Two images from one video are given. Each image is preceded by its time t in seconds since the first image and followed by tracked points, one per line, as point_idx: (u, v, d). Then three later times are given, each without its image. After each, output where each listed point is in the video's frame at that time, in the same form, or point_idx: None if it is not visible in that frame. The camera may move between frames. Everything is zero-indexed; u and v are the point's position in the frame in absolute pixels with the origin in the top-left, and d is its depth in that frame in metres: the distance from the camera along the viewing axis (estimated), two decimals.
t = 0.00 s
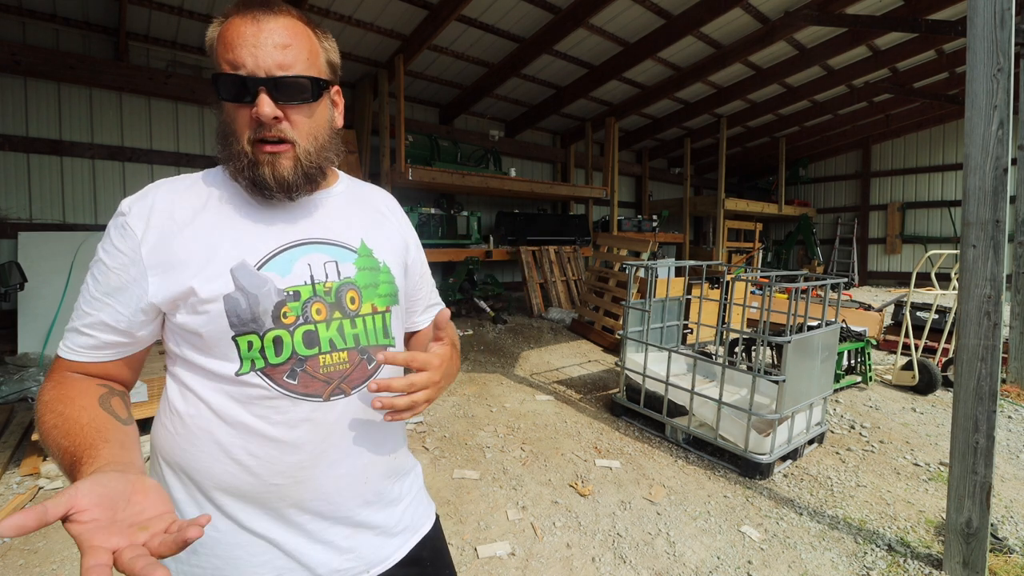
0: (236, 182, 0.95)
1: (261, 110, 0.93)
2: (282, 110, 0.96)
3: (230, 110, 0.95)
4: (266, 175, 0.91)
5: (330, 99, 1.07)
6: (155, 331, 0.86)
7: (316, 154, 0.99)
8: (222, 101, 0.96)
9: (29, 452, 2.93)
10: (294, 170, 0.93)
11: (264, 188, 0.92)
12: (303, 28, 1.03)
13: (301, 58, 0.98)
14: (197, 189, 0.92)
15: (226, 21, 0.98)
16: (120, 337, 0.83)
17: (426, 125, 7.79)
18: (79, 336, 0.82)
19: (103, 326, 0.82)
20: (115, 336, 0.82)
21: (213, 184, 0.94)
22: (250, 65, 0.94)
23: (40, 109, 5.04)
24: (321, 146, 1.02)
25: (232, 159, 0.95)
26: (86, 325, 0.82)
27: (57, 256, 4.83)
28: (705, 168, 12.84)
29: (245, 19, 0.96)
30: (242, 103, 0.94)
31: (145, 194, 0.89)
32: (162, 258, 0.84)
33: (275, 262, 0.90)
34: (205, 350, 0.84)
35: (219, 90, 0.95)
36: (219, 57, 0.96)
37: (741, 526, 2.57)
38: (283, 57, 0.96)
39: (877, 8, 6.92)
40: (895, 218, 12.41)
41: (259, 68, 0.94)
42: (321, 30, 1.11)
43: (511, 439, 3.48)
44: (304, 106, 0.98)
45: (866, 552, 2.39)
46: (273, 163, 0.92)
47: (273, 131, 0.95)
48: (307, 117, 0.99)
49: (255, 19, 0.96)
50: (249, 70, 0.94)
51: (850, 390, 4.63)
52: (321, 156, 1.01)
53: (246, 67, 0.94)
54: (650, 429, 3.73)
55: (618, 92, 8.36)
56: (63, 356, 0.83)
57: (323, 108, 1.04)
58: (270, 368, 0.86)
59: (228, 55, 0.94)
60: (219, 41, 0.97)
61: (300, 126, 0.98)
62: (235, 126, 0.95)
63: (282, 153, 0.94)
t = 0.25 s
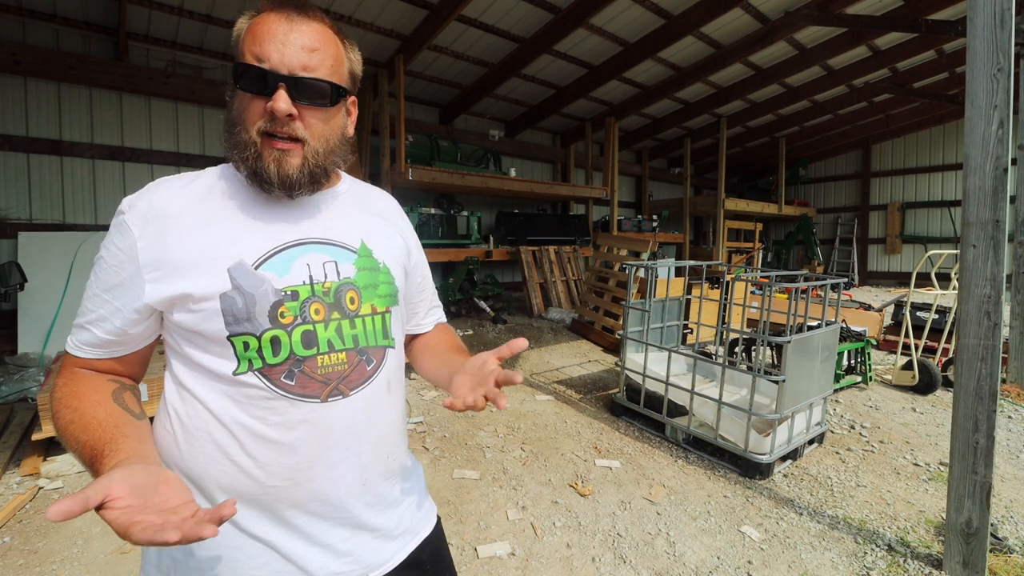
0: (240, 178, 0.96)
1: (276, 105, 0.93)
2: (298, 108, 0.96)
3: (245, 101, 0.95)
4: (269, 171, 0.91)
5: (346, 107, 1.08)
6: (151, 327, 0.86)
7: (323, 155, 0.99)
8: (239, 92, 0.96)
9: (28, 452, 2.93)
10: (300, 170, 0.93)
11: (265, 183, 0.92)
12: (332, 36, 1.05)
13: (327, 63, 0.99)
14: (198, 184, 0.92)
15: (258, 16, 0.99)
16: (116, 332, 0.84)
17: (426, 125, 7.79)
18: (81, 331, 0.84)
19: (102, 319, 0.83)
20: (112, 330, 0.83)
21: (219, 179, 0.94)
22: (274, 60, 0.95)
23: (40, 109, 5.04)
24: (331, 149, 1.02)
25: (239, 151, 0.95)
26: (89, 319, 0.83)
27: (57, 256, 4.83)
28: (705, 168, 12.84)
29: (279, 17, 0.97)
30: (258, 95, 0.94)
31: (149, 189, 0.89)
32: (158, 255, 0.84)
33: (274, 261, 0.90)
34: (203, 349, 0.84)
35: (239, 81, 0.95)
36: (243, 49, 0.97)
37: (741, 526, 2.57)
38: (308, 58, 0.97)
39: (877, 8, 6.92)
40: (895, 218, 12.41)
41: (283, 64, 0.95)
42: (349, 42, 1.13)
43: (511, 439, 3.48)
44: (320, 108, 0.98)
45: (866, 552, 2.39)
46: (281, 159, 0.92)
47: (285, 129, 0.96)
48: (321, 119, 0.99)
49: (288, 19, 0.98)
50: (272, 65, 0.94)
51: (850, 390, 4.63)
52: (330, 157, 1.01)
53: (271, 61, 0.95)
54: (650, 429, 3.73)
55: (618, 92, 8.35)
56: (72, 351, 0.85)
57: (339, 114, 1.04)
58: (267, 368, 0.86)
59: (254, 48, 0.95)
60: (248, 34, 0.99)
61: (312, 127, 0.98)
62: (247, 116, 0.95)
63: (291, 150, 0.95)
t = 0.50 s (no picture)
0: (246, 176, 0.96)
1: (286, 110, 0.93)
2: (307, 113, 0.96)
3: (255, 103, 0.95)
4: (275, 172, 0.91)
5: (354, 112, 1.08)
6: (152, 329, 0.85)
7: (331, 160, 1.00)
8: (249, 94, 0.96)
9: (28, 452, 2.92)
10: (308, 174, 0.94)
11: (271, 185, 0.93)
12: (345, 40, 1.05)
13: (339, 69, 1.00)
14: (201, 182, 0.91)
15: (274, 17, 0.99)
16: (115, 332, 0.81)
17: (426, 125, 7.79)
18: (79, 332, 0.81)
19: (102, 319, 0.81)
20: (112, 330, 0.81)
21: (225, 178, 0.94)
22: (286, 65, 0.95)
23: (40, 109, 5.04)
24: (337, 152, 1.03)
25: (247, 151, 0.95)
26: (89, 320, 0.81)
27: (57, 256, 4.82)
28: (705, 168, 12.84)
29: (292, 22, 0.97)
30: (267, 97, 0.94)
31: (149, 188, 0.89)
32: (164, 252, 0.83)
33: (280, 258, 0.90)
34: (205, 348, 0.83)
35: (250, 83, 0.95)
36: (255, 52, 0.97)
37: (741, 526, 2.57)
38: (321, 65, 0.97)
39: (877, 8, 6.92)
40: (895, 218, 12.41)
41: (295, 70, 0.95)
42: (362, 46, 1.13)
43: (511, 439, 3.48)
44: (330, 114, 0.99)
45: (866, 552, 2.39)
46: (289, 162, 0.93)
47: (295, 132, 0.96)
48: (330, 124, 1.00)
49: (303, 23, 0.98)
50: (285, 69, 0.95)
51: (850, 390, 4.64)
52: (336, 161, 1.02)
53: (283, 67, 0.95)
54: (650, 429, 3.72)
55: (618, 92, 8.35)
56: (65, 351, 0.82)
57: (347, 119, 1.05)
58: (273, 366, 0.86)
59: (268, 52, 0.95)
60: (261, 35, 0.98)
61: (321, 131, 0.99)
62: (256, 117, 0.95)
63: (299, 154, 0.95)
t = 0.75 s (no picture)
0: (254, 176, 0.96)
1: (292, 106, 0.93)
2: (313, 110, 0.96)
3: (262, 102, 0.95)
4: (282, 168, 0.91)
5: (359, 111, 1.09)
6: (167, 336, 0.83)
7: (335, 156, 0.99)
8: (256, 94, 0.96)
9: (29, 452, 2.93)
10: (311, 166, 0.93)
11: (278, 179, 0.92)
12: (348, 39, 1.06)
13: (343, 67, 1.00)
14: (207, 183, 0.91)
15: (275, 18, 0.99)
16: (139, 339, 0.80)
17: (426, 125, 7.79)
18: (93, 339, 0.78)
19: (121, 324, 0.79)
20: (132, 337, 0.79)
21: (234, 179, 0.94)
22: (292, 63, 0.95)
23: (40, 109, 5.04)
24: (343, 151, 1.03)
25: (253, 150, 0.94)
26: (104, 326, 0.78)
27: (57, 256, 4.82)
28: (705, 168, 12.83)
29: (296, 20, 0.97)
30: (274, 96, 0.94)
31: (153, 188, 0.88)
32: (174, 252, 0.83)
33: (289, 258, 0.90)
34: (214, 348, 0.82)
35: (257, 83, 0.95)
36: (259, 52, 0.97)
37: (741, 526, 2.57)
38: (325, 61, 0.97)
39: (877, 8, 6.92)
40: (895, 218, 12.41)
41: (301, 68, 0.95)
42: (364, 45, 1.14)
43: (511, 439, 3.48)
44: (335, 111, 0.99)
45: (866, 552, 2.39)
46: (292, 157, 0.92)
47: (301, 129, 0.95)
48: (335, 121, 1.00)
49: (306, 21, 0.98)
50: (290, 67, 0.94)
51: (850, 390, 4.64)
52: (340, 159, 1.02)
53: (288, 64, 0.95)
54: (651, 429, 3.72)
55: (618, 92, 8.36)
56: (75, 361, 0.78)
57: (352, 117, 1.05)
58: (283, 365, 0.86)
59: (272, 49, 0.95)
60: (264, 35, 0.98)
61: (327, 129, 0.99)
62: (262, 116, 0.95)
63: (302, 147, 0.95)
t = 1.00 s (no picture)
0: (261, 174, 0.96)
1: (301, 104, 0.93)
2: (323, 108, 0.96)
3: (272, 99, 0.96)
4: (289, 167, 0.91)
5: (371, 110, 1.09)
6: (167, 333, 0.84)
7: (343, 156, 0.99)
8: (266, 90, 0.97)
9: (28, 452, 2.93)
10: (320, 167, 0.93)
11: (284, 179, 0.92)
12: (362, 38, 1.06)
13: (355, 65, 1.00)
14: (212, 181, 0.91)
15: (291, 14, 1.00)
16: (139, 337, 0.82)
17: (426, 125, 7.79)
18: (100, 336, 0.81)
19: (124, 322, 0.81)
20: (133, 335, 0.81)
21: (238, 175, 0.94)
22: (303, 60, 0.95)
23: (40, 109, 5.04)
24: (351, 150, 1.02)
25: (261, 148, 0.95)
26: (108, 323, 0.81)
27: (57, 256, 4.82)
28: (705, 168, 12.83)
29: (311, 18, 0.98)
30: (284, 93, 0.94)
31: (159, 185, 0.88)
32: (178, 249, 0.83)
33: (295, 258, 0.90)
34: (219, 348, 0.83)
35: (266, 79, 0.96)
36: (273, 48, 0.98)
37: (741, 526, 2.57)
38: (337, 60, 0.98)
39: (877, 8, 6.92)
40: (895, 218, 12.41)
41: (311, 65, 0.95)
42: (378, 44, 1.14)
43: (511, 439, 3.48)
44: (345, 110, 0.99)
45: (866, 552, 2.39)
46: (301, 157, 0.92)
47: (309, 126, 0.95)
48: (345, 121, 1.00)
49: (320, 19, 0.99)
50: (301, 64, 0.95)
51: (850, 390, 4.64)
52: (349, 159, 1.02)
53: (300, 61, 0.95)
54: (650, 429, 3.73)
55: (617, 92, 8.36)
56: (82, 355, 0.82)
57: (363, 116, 1.05)
58: (286, 367, 0.85)
59: (285, 46, 0.96)
60: (278, 32, 0.99)
61: (336, 127, 0.99)
62: (272, 113, 0.96)
63: (311, 146, 0.95)
